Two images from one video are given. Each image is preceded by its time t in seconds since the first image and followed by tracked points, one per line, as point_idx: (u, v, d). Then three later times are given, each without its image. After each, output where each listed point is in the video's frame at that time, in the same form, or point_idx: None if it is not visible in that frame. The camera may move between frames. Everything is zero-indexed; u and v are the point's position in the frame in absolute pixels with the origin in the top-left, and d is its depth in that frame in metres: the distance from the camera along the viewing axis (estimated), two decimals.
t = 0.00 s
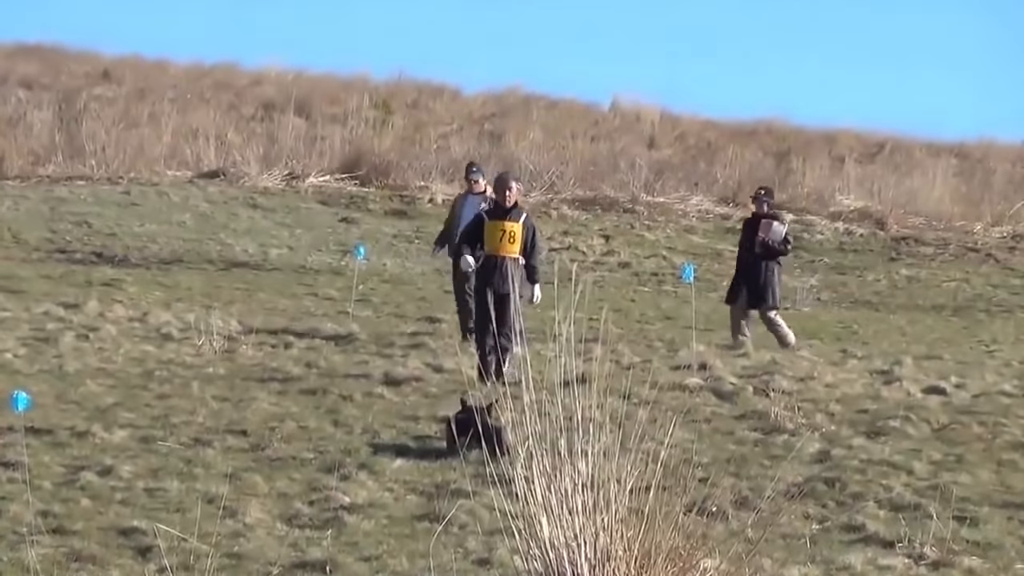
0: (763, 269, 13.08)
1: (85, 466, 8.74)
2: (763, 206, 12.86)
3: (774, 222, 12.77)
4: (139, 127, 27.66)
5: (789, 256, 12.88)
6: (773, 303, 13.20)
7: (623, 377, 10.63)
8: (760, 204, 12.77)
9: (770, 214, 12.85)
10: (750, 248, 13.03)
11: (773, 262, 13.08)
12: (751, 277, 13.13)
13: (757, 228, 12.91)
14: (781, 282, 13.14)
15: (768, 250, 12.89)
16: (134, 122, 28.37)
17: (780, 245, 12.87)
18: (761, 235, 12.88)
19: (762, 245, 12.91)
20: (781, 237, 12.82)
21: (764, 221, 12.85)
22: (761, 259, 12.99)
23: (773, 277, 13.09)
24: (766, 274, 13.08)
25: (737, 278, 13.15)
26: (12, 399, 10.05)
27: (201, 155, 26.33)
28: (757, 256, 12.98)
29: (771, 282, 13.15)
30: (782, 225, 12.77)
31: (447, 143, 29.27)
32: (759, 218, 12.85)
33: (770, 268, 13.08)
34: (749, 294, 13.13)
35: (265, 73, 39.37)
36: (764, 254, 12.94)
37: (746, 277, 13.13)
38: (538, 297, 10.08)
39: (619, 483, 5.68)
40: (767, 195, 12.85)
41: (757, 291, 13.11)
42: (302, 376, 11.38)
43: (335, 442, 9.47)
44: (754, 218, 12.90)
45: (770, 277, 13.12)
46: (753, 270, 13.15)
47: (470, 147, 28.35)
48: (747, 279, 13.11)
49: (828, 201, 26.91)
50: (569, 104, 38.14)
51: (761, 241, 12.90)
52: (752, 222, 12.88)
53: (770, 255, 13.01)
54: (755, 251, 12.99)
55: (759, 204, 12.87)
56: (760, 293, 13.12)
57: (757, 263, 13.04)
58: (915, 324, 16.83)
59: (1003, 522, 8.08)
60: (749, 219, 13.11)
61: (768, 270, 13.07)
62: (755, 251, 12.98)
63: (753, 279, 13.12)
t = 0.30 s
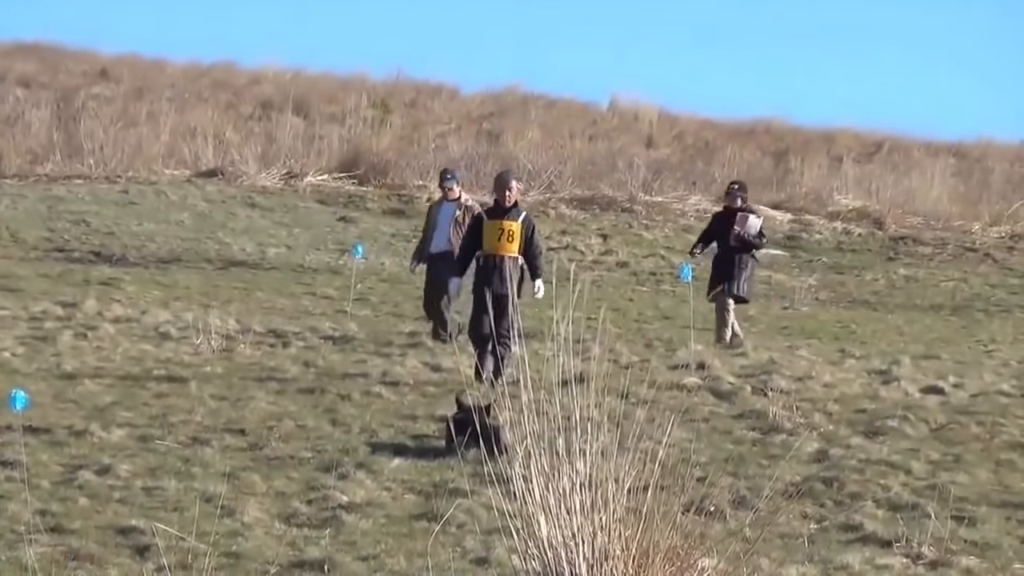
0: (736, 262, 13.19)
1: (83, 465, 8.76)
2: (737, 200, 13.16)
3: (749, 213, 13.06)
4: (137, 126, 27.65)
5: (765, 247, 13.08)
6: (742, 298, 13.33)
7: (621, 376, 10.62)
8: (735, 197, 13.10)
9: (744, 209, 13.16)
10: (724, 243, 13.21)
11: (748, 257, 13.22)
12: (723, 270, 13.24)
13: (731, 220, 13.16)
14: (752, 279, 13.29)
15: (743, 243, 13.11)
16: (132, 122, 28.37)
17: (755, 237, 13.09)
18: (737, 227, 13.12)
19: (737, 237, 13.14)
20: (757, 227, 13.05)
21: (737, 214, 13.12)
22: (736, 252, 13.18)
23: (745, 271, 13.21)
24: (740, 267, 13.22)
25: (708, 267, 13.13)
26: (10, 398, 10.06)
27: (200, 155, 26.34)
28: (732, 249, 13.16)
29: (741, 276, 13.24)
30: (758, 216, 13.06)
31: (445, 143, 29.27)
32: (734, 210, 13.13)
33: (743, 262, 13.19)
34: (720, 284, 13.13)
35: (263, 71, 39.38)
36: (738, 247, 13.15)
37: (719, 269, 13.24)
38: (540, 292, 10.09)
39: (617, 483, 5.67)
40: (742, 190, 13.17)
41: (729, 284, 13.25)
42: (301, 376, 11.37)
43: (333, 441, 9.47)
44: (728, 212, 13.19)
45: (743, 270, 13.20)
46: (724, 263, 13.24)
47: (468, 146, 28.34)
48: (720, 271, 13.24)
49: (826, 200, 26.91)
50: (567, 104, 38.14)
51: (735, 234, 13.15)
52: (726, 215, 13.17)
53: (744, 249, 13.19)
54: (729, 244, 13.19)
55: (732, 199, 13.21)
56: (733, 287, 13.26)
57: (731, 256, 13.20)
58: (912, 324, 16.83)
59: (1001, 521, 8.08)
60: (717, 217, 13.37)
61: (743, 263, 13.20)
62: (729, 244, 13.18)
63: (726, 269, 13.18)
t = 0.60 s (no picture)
0: (704, 268, 12.82)
1: (79, 463, 8.75)
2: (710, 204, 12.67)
3: (718, 221, 12.60)
4: (133, 125, 27.65)
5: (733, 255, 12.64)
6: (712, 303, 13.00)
7: (617, 376, 10.62)
8: (705, 202, 12.61)
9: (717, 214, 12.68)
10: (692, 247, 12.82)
11: (718, 263, 12.82)
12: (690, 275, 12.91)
13: (702, 226, 12.73)
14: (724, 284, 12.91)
15: (710, 250, 12.68)
16: (128, 120, 28.37)
17: (724, 244, 12.64)
18: (706, 233, 12.69)
19: (705, 243, 12.72)
20: (724, 235, 12.62)
21: (708, 219, 12.67)
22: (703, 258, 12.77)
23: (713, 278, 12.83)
24: (709, 273, 12.85)
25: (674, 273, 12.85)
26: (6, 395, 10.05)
27: (196, 154, 26.32)
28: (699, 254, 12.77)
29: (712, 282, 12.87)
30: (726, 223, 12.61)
31: (441, 142, 29.25)
32: (704, 216, 12.68)
33: (712, 268, 12.80)
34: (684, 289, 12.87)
35: (259, 70, 39.36)
36: (707, 253, 12.75)
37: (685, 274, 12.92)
38: (527, 266, 9.64)
39: (614, 483, 5.66)
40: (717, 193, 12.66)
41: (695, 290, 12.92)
42: (296, 375, 11.36)
43: (329, 440, 9.47)
44: (701, 215, 12.74)
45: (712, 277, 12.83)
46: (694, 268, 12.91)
47: (464, 145, 28.32)
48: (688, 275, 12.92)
49: (823, 200, 26.93)
50: (564, 103, 38.12)
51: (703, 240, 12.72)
52: (698, 219, 12.73)
53: (714, 255, 12.78)
54: (698, 249, 12.80)
55: (706, 202, 12.72)
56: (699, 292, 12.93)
57: (698, 262, 12.82)
58: (908, 324, 16.83)
59: (996, 522, 8.08)
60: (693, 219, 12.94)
61: (712, 270, 12.81)
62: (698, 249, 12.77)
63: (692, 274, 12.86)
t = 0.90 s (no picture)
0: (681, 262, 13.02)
1: (76, 462, 8.75)
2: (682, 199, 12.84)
3: (692, 215, 12.78)
4: (129, 124, 27.62)
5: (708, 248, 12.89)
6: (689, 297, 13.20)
7: (614, 375, 10.62)
8: (678, 197, 12.75)
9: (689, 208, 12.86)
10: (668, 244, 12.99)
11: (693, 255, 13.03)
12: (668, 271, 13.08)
13: (676, 221, 12.88)
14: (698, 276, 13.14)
15: (688, 244, 12.87)
16: (125, 119, 28.34)
17: (700, 239, 12.87)
18: (681, 227, 12.85)
19: (682, 238, 12.89)
20: (699, 230, 12.83)
21: (682, 215, 12.85)
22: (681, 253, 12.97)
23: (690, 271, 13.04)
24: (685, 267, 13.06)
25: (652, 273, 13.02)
26: (2, 394, 10.04)
27: (193, 154, 26.30)
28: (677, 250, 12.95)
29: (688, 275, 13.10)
30: (700, 218, 12.80)
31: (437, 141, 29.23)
32: (678, 211, 12.84)
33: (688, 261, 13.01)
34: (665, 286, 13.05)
35: (256, 69, 39.31)
36: (683, 247, 12.93)
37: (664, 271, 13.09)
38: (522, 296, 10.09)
39: (611, 482, 5.65)
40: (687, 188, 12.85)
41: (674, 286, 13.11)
42: (293, 374, 11.36)
43: (326, 439, 9.46)
44: (673, 210, 12.90)
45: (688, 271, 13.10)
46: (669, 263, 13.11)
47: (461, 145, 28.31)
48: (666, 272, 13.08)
49: (820, 199, 26.92)
50: (561, 102, 38.10)
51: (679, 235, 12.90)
52: (671, 214, 12.89)
53: (689, 248, 12.97)
54: (674, 244, 12.97)
55: (677, 197, 12.86)
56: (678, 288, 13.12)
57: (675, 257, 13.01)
58: (905, 323, 16.82)
59: (993, 521, 8.08)
60: (663, 215, 13.07)
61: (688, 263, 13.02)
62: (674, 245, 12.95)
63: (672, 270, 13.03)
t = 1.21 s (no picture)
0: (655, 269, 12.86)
1: (73, 463, 8.76)
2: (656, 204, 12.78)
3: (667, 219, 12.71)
4: (127, 125, 27.65)
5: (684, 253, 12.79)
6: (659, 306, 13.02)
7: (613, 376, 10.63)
8: (652, 200, 12.66)
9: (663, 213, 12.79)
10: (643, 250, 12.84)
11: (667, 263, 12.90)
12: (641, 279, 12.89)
13: (651, 224, 12.79)
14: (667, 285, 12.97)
15: (664, 249, 12.75)
16: (122, 120, 28.37)
17: (676, 244, 12.76)
18: (657, 233, 12.75)
19: (657, 243, 12.77)
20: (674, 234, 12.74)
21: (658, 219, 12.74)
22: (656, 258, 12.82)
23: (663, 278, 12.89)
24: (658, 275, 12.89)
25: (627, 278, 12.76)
26: None
27: (190, 155, 26.32)
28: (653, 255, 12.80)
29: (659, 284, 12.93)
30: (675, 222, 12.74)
31: (435, 142, 29.27)
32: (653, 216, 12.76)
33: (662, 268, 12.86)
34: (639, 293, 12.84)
35: (253, 70, 39.33)
36: (659, 253, 12.80)
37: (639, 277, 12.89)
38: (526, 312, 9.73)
39: (608, 483, 5.65)
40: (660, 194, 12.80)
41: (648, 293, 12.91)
42: (291, 375, 11.37)
43: (324, 440, 9.47)
44: (646, 216, 12.80)
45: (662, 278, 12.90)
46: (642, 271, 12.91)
47: (458, 145, 28.34)
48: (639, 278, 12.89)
49: (818, 200, 26.96)
50: (559, 103, 38.14)
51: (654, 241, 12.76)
52: (645, 220, 12.79)
53: (663, 255, 12.84)
54: (649, 251, 12.83)
55: (650, 202, 12.78)
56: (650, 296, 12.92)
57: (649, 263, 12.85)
58: (901, 324, 16.85)
59: (991, 522, 8.08)
60: (636, 221, 12.96)
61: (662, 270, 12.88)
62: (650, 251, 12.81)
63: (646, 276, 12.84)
